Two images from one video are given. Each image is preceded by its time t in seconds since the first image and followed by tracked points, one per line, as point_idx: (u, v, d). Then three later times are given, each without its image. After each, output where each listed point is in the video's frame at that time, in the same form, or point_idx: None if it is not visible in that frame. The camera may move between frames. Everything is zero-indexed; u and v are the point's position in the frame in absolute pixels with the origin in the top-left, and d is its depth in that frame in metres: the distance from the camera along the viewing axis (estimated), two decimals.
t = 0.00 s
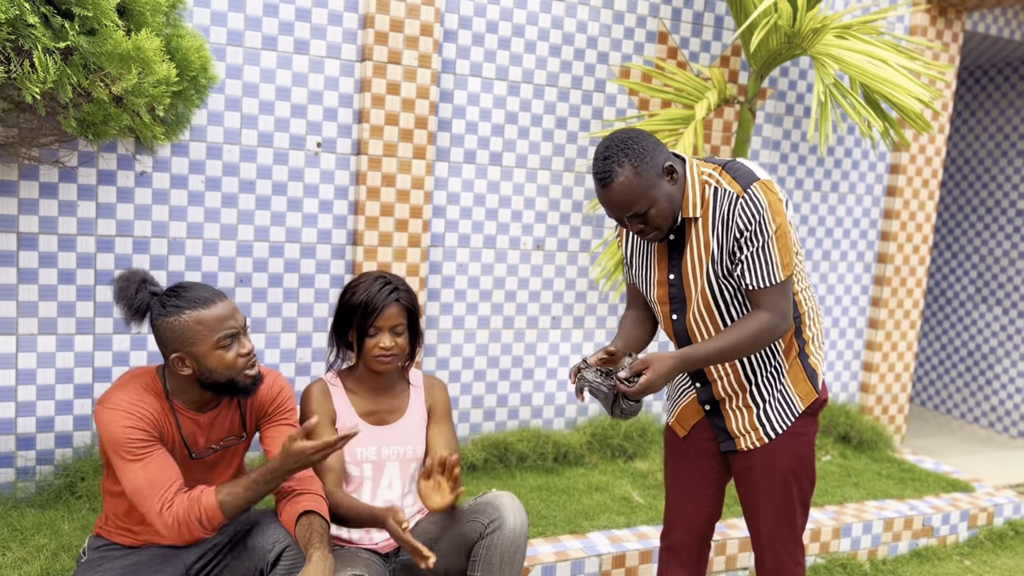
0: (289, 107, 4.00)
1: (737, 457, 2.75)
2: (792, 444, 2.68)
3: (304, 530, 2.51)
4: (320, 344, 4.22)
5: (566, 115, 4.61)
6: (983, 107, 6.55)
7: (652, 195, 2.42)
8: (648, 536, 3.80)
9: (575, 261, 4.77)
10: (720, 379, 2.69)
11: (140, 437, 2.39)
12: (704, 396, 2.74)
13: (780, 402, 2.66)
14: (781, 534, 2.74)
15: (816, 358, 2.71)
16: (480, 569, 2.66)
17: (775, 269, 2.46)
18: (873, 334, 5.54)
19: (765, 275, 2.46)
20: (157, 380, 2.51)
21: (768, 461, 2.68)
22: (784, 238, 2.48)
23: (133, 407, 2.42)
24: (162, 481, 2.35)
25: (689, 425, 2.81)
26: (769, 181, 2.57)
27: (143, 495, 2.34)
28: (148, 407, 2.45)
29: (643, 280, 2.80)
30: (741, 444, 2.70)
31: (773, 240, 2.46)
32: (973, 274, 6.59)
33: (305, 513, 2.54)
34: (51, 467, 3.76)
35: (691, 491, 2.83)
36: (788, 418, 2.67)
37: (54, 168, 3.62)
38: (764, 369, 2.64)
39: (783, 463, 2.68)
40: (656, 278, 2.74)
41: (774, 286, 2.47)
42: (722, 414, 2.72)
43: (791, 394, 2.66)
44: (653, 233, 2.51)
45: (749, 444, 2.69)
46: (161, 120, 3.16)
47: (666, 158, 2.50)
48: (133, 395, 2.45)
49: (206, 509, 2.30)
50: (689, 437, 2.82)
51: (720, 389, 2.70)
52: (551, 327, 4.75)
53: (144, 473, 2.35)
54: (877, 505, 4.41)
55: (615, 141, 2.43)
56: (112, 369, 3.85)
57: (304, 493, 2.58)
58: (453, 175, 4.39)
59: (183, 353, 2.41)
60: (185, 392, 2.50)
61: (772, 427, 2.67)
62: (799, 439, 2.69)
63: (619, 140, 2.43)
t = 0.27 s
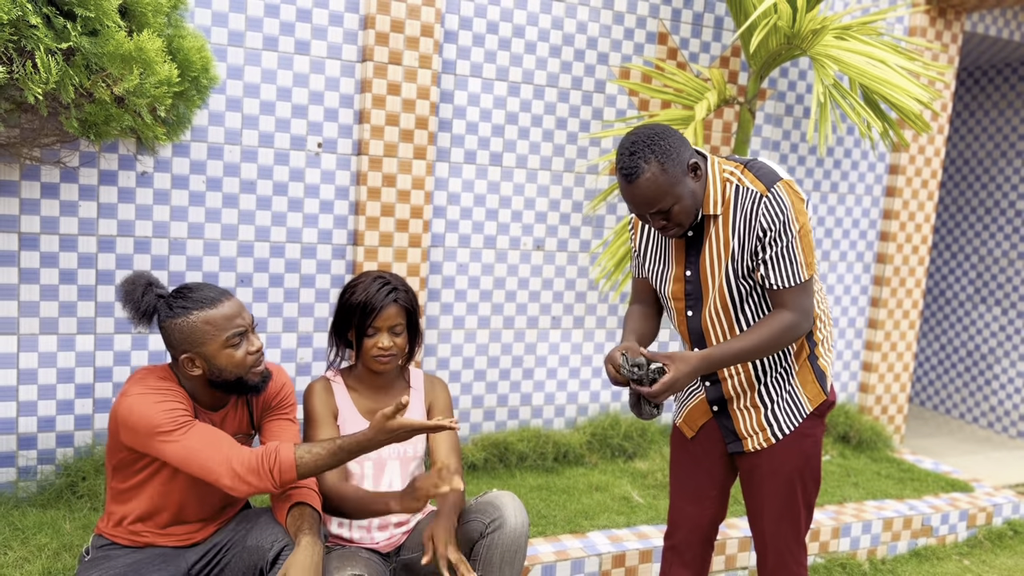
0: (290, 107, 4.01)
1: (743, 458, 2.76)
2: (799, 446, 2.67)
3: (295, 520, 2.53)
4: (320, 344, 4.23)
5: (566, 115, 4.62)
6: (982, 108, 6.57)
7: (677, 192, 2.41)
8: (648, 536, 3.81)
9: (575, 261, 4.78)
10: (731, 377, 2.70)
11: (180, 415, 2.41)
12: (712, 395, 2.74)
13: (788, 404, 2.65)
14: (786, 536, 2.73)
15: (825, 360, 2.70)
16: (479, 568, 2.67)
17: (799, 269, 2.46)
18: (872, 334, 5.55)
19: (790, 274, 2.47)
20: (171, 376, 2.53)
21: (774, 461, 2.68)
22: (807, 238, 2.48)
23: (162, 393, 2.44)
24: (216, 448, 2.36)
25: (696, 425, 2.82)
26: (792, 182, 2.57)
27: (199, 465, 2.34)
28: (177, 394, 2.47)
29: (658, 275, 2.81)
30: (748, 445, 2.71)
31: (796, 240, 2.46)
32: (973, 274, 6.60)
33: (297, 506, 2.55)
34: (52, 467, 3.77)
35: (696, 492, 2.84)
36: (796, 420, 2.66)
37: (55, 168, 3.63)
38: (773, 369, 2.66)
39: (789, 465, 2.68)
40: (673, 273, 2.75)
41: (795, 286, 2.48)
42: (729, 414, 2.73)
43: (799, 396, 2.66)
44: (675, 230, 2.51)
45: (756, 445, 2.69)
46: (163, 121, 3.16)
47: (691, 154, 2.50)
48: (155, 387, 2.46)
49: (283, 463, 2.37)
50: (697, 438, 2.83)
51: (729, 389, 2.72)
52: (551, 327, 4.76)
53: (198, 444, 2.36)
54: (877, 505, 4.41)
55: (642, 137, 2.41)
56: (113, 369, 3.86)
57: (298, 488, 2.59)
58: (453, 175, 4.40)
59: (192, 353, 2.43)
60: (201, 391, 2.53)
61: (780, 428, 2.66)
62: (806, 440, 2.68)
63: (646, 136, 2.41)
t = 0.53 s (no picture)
0: (291, 107, 4.02)
1: (747, 458, 2.76)
2: (803, 445, 2.68)
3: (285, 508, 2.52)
4: (320, 344, 4.24)
5: (566, 115, 4.62)
6: (982, 108, 6.57)
7: (696, 183, 2.41)
8: (648, 535, 3.82)
9: (575, 261, 4.79)
10: (736, 375, 2.71)
11: (194, 414, 2.41)
12: (717, 394, 2.74)
13: (793, 403, 2.66)
14: (788, 536, 2.73)
15: (829, 360, 2.72)
16: (480, 567, 2.70)
17: (814, 267, 2.48)
18: (872, 334, 5.56)
19: (805, 272, 2.48)
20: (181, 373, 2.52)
21: (778, 461, 2.69)
22: (822, 236, 2.51)
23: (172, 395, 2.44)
24: (236, 441, 2.37)
25: (699, 426, 2.82)
26: (807, 179, 2.59)
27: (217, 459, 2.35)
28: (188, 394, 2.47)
29: (669, 268, 2.81)
30: (753, 445, 2.71)
31: (813, 238, 2.48)
32: (972, 274, 6.60)
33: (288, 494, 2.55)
34: (53, 466, 3.78)
35: (698, 492, 2.84)
36: (800, 419, 2.67)
37: (56, 168, 3.63)
38: (778, 368, 2.66)
39: (793, 464, 2.69)
40: (683, 265, 2.75)
41: (810, 283, 2.49)
42: (733, 413, 2.73)
43: (803, 395, 2.67)
44: (690, 221, 2.51)
45: (760, 444, 2.70)
46: (164, 120, 3.17)
47: (711, 146, 2.50)
48: (166, 387, 2.46)
49: (301, 448, 2.36)
50: (701, 438, 2.83)
51: (734, 388, 2.72)
52: (551, 327, 4.77)
53: (216, 437, 2.37)
54: (876, 505, 4.42)
55: (664, 126, 2.41)
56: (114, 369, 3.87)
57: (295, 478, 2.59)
58: (454, 175, 4.41)
59: (204, 351, 2.43)
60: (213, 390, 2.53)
61: (784, 427, 2.67)
62: (810, 440, 2.69)
63: (669, 126, 2.41)
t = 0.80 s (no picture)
0: (291, 107, 4.03)
1: (745, 456, 2.77)
2: (803, 444, 2.69)
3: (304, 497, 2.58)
4: (320, 344, 4.25)
5: (565, 116, 4.63)
6: (981, 108, 6.58)
7: (705, 178, 2.42)
8: (647, 534, 3.83)
9: (575, 261, 4.80)
10: (734, 373, 2.72)
11: (169, 413, 2.41)
12: (715, 394, 2.75)
13: (791, 402, 2.67)
14: (787, 535, 2.74)
15: (827, 360, 2.73)
16: (481, 566, 2.70)
17: (823, 267, 2.49)
18: (871, 334, 5.57)
19: (813, 271, 2.49)
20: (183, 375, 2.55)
21: (777, 460, 2.70)
22: (830, 236, 2.52)
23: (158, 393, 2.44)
24: (185, 448, 2.34)
25: (699, 425, 2.83)
26: (814, 179, 2.61)
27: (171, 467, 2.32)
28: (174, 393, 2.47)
29: (673, 263, 2.81)
30: (751, 444, 2.71)
31: (822, 238, 2.49)
32: (971, 274, 6.61)
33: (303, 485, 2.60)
34: (53, 466, 3.78)
35: (697, 491, 2.85)
36: (798, 418, 2.67)
37: (56, 168, 3.64)
38: (777, 366, 2.67)
39: (792, 463, 2.70)
40: (687, 261, 2.74)
41: (817, 283, 2.50)
42: (731, 411, 2.74)
43: (801, 394, 2.68)
44: (695, 215, 2.52)
45: (758, 443, 2.70)
46: (164, 120, 3.17)
47: (720, 141, 2.51)
48: (155, 383, 2.48)
49: (235, 450, 2.32)
50: (700, 438, 2.84)
51: (733, 386, 2.73)
52: (550, 327, 4.77)
53: (174, 443, 2.35)
54: (875, 504, 4.43)
55: (676, 119, 2.41)
56: (114, 368, 3.87)
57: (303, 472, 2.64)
58: (453, 176, 4.42)
59: (228, 350, 2.45)
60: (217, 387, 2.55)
61: (782, 426, 2.67)
62: (808, 439, 2.69)
63: (680, 119, 2.41)
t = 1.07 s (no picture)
0: (290, 108, 4.03)
1: (743, 456, 2.77)
2: (800, 444, 2.69)
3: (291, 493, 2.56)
4: (320, 344, 4.25)
5: (564, 116, 4.63)
6: (979, 108, 6.59)
7: (707, 177, 2.43)
8: (646, 534, 3.83)
9: (574, 261, 4.80)
10: (733, 374, 2.72)
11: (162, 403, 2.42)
12: (713, 394, 2.76)
13: (789, 402, 2.67)
14: (785, 534, 2.74)
15: (824, 360, 2.74)
16: (479, 566, 2.69)
17: (829, 266, 2.51)
18: (869, 334, 5.58)
19: (820, 271, 2.51)
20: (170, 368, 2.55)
21: (775, 460, 2.70)
22: (833, 234, 2.54)
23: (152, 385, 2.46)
24: (189, 432, 2.35)
25: (698, 425, 2.83)
26: (815, 179, 2.62)
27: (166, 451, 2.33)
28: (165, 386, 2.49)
29: (673, 260, 2.79)
30: (749, 443, 2.72)
31: (826, 237, 2.51)
32: (969, 274, 6.62)
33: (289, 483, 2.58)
34: (53, 466, 3.79)
35: (696, 491, 2.85)
36: (796, 419, 2.68)
37: (56, 168, 3.64)
38: (776, 366, 2.68)
39: (791, 463, 2.70)
40: (688, 259, 2.73)
41: (824, 281, 2.52)
42: (729, 411, 2.74)
43: (799, 395, 2.68)
44: (696, 214, 2.52)
45: (756, 443, 2.71)
46: (163, 121, 3.18)
47: (722, 139, 2.51)
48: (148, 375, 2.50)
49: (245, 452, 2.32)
50: (699, 438, 2.84)
51: (731, 386, 2.73)
52: (549, 327, 4.78)
53: (169, 428, 2.35)
54: (874, 504, 4.44)
55: (678, 118, 2.42)
56: (113, 369, 3.87)
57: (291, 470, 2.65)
58: (452, 176, 4.42)
59: (218, 351, 2.44)
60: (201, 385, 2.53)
61: (781, 426, 2.68)
62: (806, 439, 2.70)
63: (681, 118, 2.42)
